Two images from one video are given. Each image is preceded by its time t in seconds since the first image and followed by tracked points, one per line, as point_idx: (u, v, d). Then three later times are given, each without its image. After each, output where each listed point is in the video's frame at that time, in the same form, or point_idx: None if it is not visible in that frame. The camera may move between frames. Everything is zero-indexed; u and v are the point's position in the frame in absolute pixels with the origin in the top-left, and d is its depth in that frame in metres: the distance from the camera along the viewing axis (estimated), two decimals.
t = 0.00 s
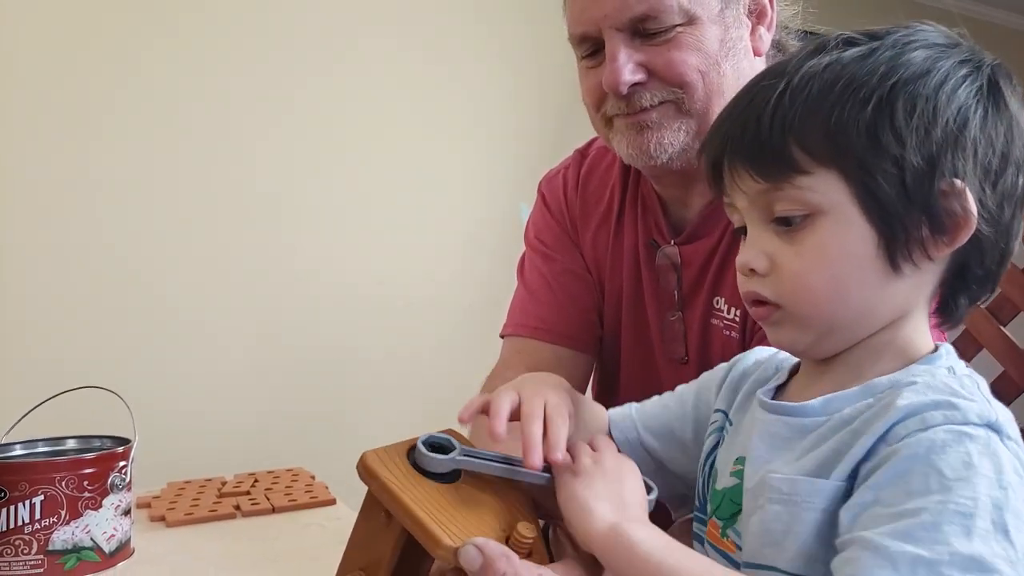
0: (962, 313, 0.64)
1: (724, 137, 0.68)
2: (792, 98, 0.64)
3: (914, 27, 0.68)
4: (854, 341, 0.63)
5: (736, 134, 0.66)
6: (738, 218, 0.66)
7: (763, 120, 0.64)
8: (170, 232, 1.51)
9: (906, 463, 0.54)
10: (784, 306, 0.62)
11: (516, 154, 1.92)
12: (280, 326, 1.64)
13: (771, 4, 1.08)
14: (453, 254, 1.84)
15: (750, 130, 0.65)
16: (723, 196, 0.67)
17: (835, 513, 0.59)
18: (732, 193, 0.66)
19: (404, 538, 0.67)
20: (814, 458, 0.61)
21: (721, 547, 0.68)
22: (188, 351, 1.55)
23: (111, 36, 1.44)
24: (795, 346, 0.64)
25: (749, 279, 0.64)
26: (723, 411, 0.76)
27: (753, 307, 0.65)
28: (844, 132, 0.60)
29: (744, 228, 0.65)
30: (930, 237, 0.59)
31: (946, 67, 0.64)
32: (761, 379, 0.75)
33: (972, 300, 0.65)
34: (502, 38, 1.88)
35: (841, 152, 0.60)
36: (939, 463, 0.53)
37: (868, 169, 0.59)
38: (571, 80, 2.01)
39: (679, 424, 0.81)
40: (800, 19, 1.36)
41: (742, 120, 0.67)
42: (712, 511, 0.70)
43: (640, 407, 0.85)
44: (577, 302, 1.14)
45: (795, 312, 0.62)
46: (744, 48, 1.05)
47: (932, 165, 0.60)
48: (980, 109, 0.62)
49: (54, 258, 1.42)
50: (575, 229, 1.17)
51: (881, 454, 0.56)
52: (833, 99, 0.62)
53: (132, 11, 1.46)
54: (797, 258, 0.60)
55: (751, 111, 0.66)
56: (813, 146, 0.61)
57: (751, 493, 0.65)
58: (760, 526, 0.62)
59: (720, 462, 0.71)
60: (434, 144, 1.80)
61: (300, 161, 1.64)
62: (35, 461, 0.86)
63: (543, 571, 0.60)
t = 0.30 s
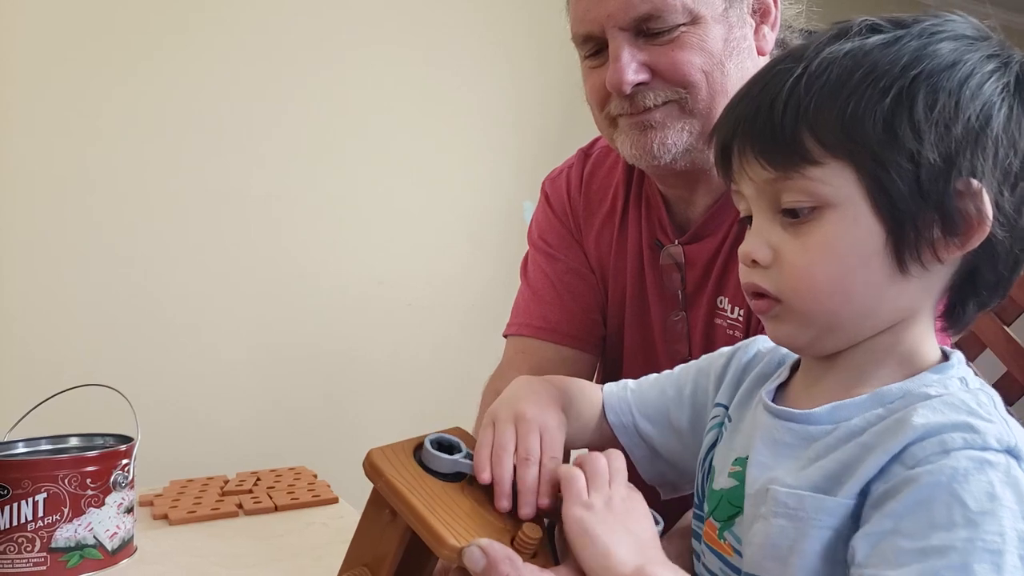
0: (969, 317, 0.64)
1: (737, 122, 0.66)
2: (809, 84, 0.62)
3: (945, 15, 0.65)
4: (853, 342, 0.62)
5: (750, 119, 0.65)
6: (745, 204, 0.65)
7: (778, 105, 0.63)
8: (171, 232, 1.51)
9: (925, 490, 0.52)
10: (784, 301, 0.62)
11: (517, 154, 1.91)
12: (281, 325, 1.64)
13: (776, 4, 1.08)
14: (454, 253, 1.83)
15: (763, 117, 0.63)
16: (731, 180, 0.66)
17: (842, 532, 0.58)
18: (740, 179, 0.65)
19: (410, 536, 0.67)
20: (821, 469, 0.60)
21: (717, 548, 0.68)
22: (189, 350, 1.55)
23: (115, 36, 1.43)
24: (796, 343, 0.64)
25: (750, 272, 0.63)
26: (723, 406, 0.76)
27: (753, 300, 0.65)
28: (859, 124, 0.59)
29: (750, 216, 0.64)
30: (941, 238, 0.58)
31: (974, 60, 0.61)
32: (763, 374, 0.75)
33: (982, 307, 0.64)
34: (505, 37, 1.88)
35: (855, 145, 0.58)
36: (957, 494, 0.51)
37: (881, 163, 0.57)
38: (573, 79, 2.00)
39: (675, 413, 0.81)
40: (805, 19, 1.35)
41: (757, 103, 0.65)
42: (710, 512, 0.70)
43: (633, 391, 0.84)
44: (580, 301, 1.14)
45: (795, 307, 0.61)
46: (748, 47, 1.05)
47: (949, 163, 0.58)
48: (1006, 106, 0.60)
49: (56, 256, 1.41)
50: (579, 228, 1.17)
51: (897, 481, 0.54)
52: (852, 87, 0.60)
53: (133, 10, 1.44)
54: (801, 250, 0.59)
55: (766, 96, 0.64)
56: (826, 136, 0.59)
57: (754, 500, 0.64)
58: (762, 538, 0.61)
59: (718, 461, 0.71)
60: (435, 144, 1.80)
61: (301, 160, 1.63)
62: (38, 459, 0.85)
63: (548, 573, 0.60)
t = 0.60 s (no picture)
0: (976, 320, 0.64)
1: (737, 116, 0.65)
2: (812, 81, 0.61)
3: (957, 5, 0.64)
4: (858, 346, 0.62)
5: (749, 115, 0.64)
6: (745, 203, 0.65)
7: (780, 103, 0.62)
8: (172, 232, 1.51)
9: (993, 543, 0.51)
10: (783, 306, 0.62)
11: (517, 154, 1.91)
12: (281, 325, 1.64)
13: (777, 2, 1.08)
14: (455, 253, 1.83)
15: (763, 114, 0.63)
16: (729, 177, 0.66)
17: (884, 561, 0.57)
18: (740, 178, 0.64)
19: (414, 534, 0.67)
20: (859, 489, 0.59)
21: (716, 552, 0.68)
22: (190, 350, 1.55)
23: (114, 36, 1.43)
24: (797, 346, 0.64)
25: (750, 275, 0.63)
26: (720, 403, 0.76)
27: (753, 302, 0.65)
28: (863, 126, 0.58)
29: (750, 215, 0.64)
30: (946, 243, 0.58)
31: (987, 54, 0.60)
32: (762, 371, 0.75)
33: (989, 308, 0.64)
34: (506, 36, 1.87)
35: (859, 147, 0.58)
36: None
37: (885, 167, 0.57)
38: (574, 78, 2.00)
39: (675, 411, 0.81)
40: (806, 18, 1.35)
41: (758, 99, 0.64)
42: (709, 513, 0.70)
43: (629, 389, 0.84)
44: (581, 299, 1.14)
45: (796, 313, 0.61)
46: (749, 45, 1.05)
47: (956, 166, 0.58)
48: (1018, 103, 0.60)
49: (57, 257, 1.41)
50: (580, 226, 1.17)
51: (965, 531, 0.53)
52: (858, 86, 0.60)
53: (134, 10, 1.44)
54: (801, 254, 0.59)
55: (767, 92, 0.64)
56: (828, 138, 0.59)
57: (769, 506, 0.63)
58: (793, 557, 0.61)
59: (718, 459, 0.71)
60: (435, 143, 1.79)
61: (301, 160, 1.63)
62: (40, 458, 0.85)
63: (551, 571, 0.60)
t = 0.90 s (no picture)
0: (990, 314, 0.63)
1: (740, 120, 0.65)
2: (817, 84, 0.61)
3: None
4: (870, 349, 0.62)
5: (752, 120, 0.63)
6: (752, 208, 0.64)
7: (784, 107, 0.61)
8: (172, 232, 1.51)
9: (991, 550, 0.52)
10: (795, 312, 0.62)
11: (517, 153, 1.91)
12: (281, 325, 1.63)
13: None
14: (455, 252, 1.83)
15: (766, 119, 0.62)
16: (735, 182, 0.65)
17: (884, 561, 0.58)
18: (746, 184, 0.64)
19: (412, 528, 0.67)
20: (861, 489, 0.59)
21: (721, 550, 0.69)
22: (190, 350, 1.55)
23: (114, 36, 1.43)
24: (810, 349, 0.64)
25: (760, 280, 0.63)
26: (726, 400, 0.76)
27: (765, 307, 0.65)
28: (869, 130, 0.58)
29: (758, 221, 0.64)
30: (959, 244, 0.58)
31: (992, 51, 0.60)
32: (768, 369, 0.75)
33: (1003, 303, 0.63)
34: (506, 36, 1.87)
35: (866, 153, 0.58)
36: None
37: (893, 173, 0.57)
38: (574, 78, 1.99)
39: (680, 408, 0.81)
40: (806, 17, 1.35)
41: (761, 104, 0.63)
42: (712, 510, 0.70)
43: (633, 385, 0.84)
44: (580, 297, 1.14)
45: (808, 318, 0.61)
46: (750, 43, 1.05)
47: (967, 168, 0.57)
48: None
49: (57, 256, 1.41)
50: (580, 224, 1.17)
51: (962, 533, 0.54)
52: (864, 89, 0.59)
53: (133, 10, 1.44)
54: (812, 264, 0.59)
55: (770, 96, 0.63)
56: (835, 143, 0.58)
57: (774, 506, 0.63)
58: (793, 556, 0.61)
59: (722, 457, 0.71)
60: (435, 143, 1.79)
61: (301, 160, 1.63)
62: (40, 457, 0.85)
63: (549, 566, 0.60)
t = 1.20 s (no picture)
0: (999, 308, 0.62)
1: (751, 123, 0.64)
2: (831, 87, 0.60)
3: None
4: (884, 353, 0.62)
5: (765, 125, 0.63)
6: (767, 213, 0.64)
7: (798, 112, 0.61)
8: (172, 232, 1.51)
9: (1004, 538, 0.52)
10: (814, 318, 0.62)
11: (517, 153, 1.91)
12: (281, 325, 1.63)
13: None
14: (455, 252, 1.83)
15: (780, 123, 0.62)
16: (749, 187, 0.65)
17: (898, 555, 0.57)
18: (761, 188, 0.64)
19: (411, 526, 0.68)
20: (873, 483, 0.59)
21: (732, 548, 0.68)
22: (190, 350, 1.55)
23: (113, 36, 1.42)
24: (828, 354, 0.64)
25: (775, 285, 0.63)
26: (730, 398, 0.76)
27: (780, 312, 0.64)
28: (887, 132, 0.58)
29: (773, 227, 0.63)
30: (976, 243, 0.58)
31: (1003, 51, 0.60)
32: (774, 366, 0.75)
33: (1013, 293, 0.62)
34: (505, 36, 1.87)
35: (884, 155, 0.57)
36: None
37: (912, 175, 0.57)
38: (574, 77, 1.99)
39: (683, 407, 0.81)
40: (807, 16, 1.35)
41: (773, 108, 0.63)
42: (722, 508, 0.70)
43: (634, 383, 0.84)
44: (580, 295, 1.14)
45: (826, 325, 0.61)
46: (750, 42, 1.05)
47: (985, 168, 0.57)
48: None
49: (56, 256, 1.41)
50: (580, 223, 1.17)
51: (973, 522, 0.54)
52: (879, 92, 0.59)
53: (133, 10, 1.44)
54: (834, 269, 0.59)
55: (782, 100, 0.63)
56: (853, 147, 0.58)
57: (787, 503, 0.63)
58: (807, 552, 0.61)
59: (730, 455, 0.71)
60: (435, 143, 1.79)
61: (301, 160, 1.63)
62: (40, 457, 0.85)
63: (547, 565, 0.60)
